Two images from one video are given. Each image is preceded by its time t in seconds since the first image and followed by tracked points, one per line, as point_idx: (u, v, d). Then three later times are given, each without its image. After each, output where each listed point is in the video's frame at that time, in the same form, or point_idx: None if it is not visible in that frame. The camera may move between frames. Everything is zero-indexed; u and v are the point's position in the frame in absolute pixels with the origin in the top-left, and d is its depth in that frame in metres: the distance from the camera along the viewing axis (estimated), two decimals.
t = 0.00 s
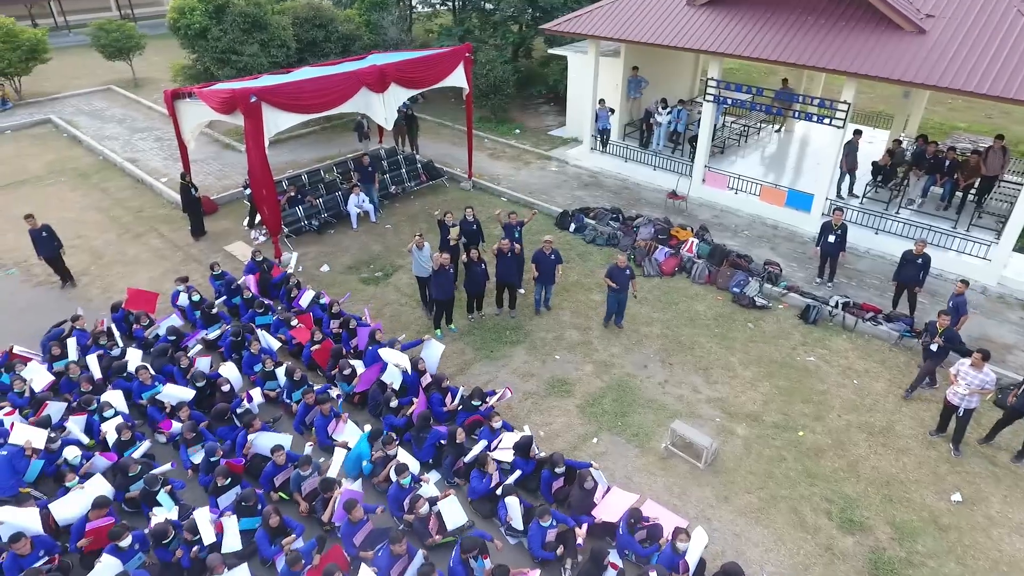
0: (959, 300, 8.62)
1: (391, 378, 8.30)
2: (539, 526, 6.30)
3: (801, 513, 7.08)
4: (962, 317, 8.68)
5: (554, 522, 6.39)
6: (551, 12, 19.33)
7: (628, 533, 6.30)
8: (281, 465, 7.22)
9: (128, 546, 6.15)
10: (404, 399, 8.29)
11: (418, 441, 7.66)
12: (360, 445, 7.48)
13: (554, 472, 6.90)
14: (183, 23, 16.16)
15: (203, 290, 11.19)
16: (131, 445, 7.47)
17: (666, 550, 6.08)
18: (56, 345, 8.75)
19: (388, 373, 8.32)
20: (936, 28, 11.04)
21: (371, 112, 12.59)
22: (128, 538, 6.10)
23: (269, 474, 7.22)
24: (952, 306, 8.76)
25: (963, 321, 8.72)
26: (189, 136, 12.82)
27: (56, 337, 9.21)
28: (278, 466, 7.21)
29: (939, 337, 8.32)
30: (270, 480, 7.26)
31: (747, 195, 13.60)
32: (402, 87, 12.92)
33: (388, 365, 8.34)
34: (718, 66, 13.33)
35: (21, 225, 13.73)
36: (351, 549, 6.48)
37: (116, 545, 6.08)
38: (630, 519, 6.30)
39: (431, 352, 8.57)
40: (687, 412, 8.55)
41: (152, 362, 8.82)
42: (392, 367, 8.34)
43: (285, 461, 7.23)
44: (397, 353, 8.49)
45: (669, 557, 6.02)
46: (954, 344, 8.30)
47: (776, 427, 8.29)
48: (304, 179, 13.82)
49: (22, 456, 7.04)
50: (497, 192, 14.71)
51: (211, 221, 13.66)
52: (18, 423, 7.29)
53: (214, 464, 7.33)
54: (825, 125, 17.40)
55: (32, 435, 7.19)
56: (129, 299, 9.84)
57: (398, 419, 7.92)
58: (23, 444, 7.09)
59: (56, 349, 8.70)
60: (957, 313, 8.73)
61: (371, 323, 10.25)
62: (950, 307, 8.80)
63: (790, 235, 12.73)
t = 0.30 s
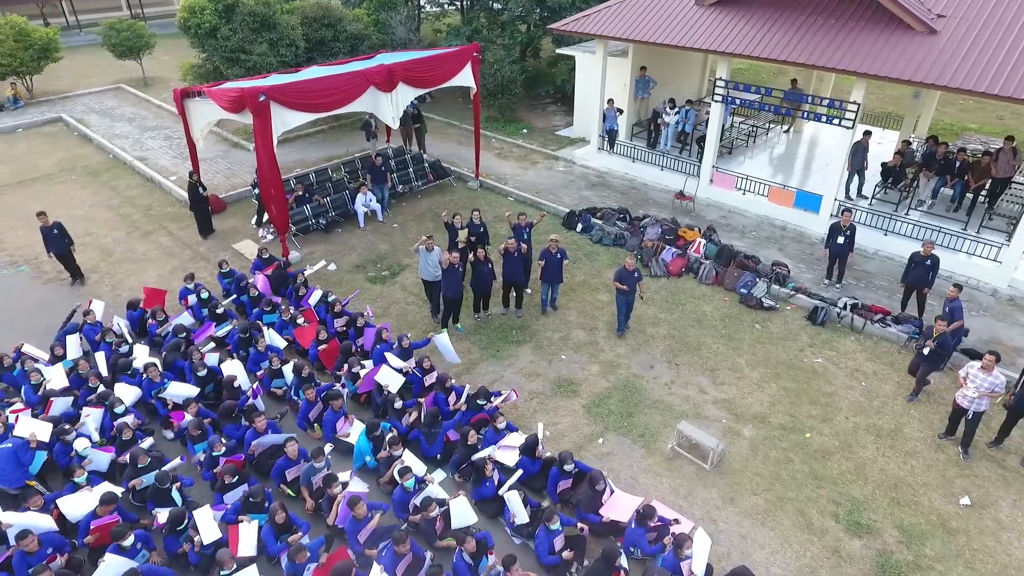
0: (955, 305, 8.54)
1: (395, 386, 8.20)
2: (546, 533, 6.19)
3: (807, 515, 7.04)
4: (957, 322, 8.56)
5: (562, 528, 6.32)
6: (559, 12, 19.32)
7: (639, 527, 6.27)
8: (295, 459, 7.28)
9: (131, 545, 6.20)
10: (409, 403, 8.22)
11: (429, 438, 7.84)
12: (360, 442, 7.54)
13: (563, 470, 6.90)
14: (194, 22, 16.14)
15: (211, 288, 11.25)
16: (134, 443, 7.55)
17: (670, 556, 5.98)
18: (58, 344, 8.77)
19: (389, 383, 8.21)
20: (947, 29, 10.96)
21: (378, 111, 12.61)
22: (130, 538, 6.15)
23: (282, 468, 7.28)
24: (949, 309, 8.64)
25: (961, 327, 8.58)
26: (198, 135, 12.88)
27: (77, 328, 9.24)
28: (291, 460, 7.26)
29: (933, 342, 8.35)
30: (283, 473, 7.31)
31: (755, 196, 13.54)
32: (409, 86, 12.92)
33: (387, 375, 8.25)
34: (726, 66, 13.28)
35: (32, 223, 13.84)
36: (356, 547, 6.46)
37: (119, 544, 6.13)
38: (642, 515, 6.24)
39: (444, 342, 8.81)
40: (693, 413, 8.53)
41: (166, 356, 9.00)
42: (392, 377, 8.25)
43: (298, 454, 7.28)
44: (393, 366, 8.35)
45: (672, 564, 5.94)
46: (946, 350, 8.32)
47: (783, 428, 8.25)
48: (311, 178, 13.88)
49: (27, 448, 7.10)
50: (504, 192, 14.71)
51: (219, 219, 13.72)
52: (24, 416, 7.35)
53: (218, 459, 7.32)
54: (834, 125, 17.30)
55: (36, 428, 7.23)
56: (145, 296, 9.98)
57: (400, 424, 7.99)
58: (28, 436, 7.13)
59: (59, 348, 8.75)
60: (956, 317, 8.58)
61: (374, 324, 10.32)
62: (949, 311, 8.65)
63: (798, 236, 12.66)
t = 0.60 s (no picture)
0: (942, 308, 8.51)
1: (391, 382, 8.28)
2: (553, 537, 6.19)
3: (811, 516, 7.02)
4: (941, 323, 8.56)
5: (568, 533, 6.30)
6: (563, 12, 19.32)
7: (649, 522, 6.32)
8: (298, 456, 7.35)
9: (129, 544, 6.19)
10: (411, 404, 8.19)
11: (433, 434, 7.91)
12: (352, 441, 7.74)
13: (572, 471, 6.88)
14: (199, 22, 16.18)
15: (215, 287, 11.28)
16: (138, 442, 7.55)
17: (676, 559, 5.92)
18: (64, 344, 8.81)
19: (384, 380, 8.29)
20: (952, 29, 10.91)
21: (381, 111, 12.61)
22: (128, 537, 6.14)
23: (287, 465, 7.33)
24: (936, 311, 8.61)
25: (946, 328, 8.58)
26: (202, 135, 12.90)
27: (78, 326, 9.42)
28: (296, 456, 7.33)
29: (924, 344, 8.15)
30: (288, 471, 7.35)
31: (758, 196, 13.50)
32: (413, 86, 12.91)
33: (382, 372, 8.35)
34: (730, 66, 13.24)
35: (37, 222, 13.88)
36: (358, 546, 6.48)
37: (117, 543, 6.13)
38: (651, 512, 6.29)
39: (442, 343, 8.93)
40: (696, 413, 8.51)
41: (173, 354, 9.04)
42: (388, 374, 8.34)
43: (303, 452, 7.36)
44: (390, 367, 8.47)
45: (679, 566, 5.88)
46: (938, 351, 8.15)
47: (786, 429, 8.23)
48: (315, 177, 13.89)
49: (25, 447, 7.06)
50: (507, 192, 14.71)
51: (222, 219, 13.75)
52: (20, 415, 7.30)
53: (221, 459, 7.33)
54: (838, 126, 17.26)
55: (34, 426, 7.23)
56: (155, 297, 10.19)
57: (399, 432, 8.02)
58: (25, 434, 7.12)
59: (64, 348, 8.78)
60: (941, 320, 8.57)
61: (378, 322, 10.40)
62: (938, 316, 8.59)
63: (802, 236, 12.63)
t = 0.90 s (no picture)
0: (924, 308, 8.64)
1: (389, 382, 8.28)
2: (559, 530, 6.14)
3: (815, 515, 6.98)
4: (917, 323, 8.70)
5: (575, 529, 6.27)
6: (566, 10, 19.28)
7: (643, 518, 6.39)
8: (298, 451, 7.31)
9: (127, 539, 6.22)
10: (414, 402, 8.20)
11: (436, 431, 7.75)
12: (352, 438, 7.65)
13: (579, 469, 6.85)
14: (202, 20, 16.18)
15: (217, 284, 11.27)
16: (141, 437, 7.53)
17: (681, 553, 6.00)
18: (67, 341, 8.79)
19: (382, 378, 8.31)
20: (958, 26, 10.86)
21: (384, 109, 12.58)
22: (126, 531, 6.16)
23: (287, 460, 7.32)
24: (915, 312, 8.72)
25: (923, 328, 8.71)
26: (205, 132, 12.89)
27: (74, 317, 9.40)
28: (296, 452, 7.30)
29: (911, 340, 8.15)
30: (288, 466, 7.34)
31: (763, 194, 13.44)
32: (416, 83, 12.87)
33: (381, 371, 8.38)
34: (734, 64, 13.19)
35: (40, 219, 13.90)
36: (360, 544, 6.46)
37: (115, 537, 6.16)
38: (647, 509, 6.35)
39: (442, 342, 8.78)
40: (699, 411, 8.47)
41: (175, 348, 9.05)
42: (386, 373, 8.37)
43: (302, 447, 7.31)
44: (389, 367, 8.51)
45: (684, 562, 5.96)
46: (926, 347, 8.17)
47: (790, 427, 8.18)
48: (318, 175, 13.90)
49: (23, 443, 7.01)
50: (510, 190, 14.68)
51: (225, 216, 13.75)
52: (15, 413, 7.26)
53: (224, 457, 7.31)
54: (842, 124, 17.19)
55: (28, 424, 7.25)
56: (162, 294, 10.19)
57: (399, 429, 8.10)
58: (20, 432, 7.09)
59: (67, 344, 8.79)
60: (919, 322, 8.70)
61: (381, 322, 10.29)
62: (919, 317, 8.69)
63: (806, 235, 12.58)
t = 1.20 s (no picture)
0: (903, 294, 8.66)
1: (387, 373, 8.14)
2: (555, 520, 6.09)
3: (820, 506, 6.89)
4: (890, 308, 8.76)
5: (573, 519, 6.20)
6: (570, 5, 19.18)
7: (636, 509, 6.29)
8: (298, 441, 7.22)
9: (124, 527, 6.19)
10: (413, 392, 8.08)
11: (436, 423, 7.60)
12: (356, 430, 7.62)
13: (582, 460, 6.77)
14: (203, 13, 16.12)
15: (217, 275, 11.21)
16: (140, 426, 7.47)
17: (683, 541, 5.95)
18: (66, 331, 8.80)
19: (380, 370, 8.20)
20: (965, 16, 10.75)
21: (385, 100, 12.50)
22: (124, 519, 6.12)
23: (287, 450, 7.21)
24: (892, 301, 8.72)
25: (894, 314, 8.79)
26: (206, 124, 12.84)
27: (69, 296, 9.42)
28: (295, 442, 7.20)
29: (909, 331, 8.05)
30: (288, 456, 7.24)
31: (767, 187, 13.33)
32: (416, 75, 12.81)
33: (379, 362, 8.26)
34: (738, 56, 13.09)
35: (41, 211, 13.86)
36: (361, 533, 6.37)
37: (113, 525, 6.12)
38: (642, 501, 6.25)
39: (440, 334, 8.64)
40: (703, 403, 8.38)
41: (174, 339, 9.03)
42: (384, 365, 8.26)
43: (301, 437, 7.21)
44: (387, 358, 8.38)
45: (686, 549, 5.90)
46: (924, 336, 8.06)
47: (795, 419, 8.09)
48: (319, 168, 13.84)
49: (14, 434, 6.93)
50: (512, 183, 14.61)
51: (226, 209, 13.69)
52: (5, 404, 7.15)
53: (220, 449, 7.20)
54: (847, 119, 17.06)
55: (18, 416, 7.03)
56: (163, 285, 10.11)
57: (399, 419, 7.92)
58: (10, 424, 6.92)
59: (66, 336, 8.79)
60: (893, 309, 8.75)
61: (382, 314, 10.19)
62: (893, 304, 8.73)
63: (811, 228, 12.48)
